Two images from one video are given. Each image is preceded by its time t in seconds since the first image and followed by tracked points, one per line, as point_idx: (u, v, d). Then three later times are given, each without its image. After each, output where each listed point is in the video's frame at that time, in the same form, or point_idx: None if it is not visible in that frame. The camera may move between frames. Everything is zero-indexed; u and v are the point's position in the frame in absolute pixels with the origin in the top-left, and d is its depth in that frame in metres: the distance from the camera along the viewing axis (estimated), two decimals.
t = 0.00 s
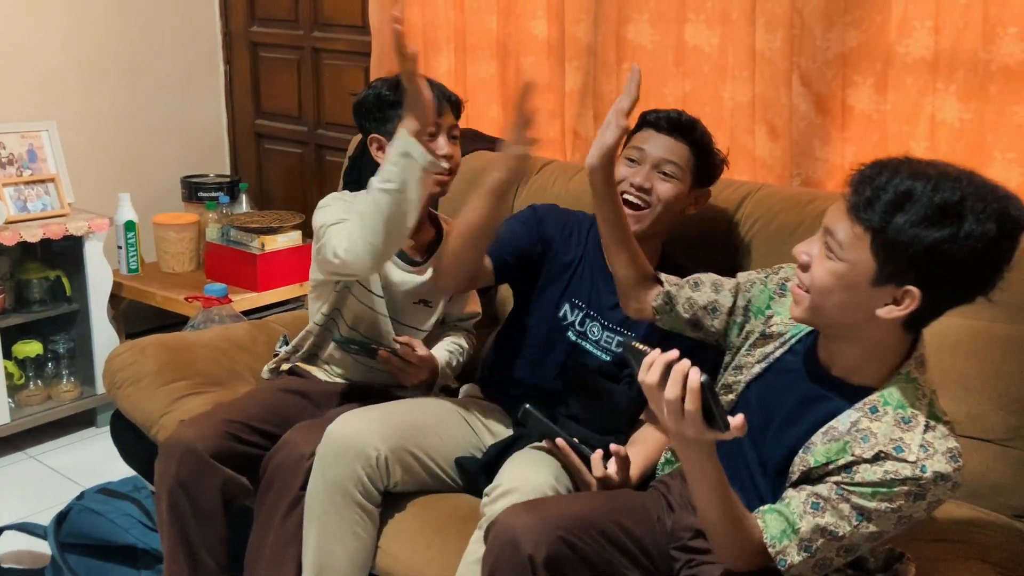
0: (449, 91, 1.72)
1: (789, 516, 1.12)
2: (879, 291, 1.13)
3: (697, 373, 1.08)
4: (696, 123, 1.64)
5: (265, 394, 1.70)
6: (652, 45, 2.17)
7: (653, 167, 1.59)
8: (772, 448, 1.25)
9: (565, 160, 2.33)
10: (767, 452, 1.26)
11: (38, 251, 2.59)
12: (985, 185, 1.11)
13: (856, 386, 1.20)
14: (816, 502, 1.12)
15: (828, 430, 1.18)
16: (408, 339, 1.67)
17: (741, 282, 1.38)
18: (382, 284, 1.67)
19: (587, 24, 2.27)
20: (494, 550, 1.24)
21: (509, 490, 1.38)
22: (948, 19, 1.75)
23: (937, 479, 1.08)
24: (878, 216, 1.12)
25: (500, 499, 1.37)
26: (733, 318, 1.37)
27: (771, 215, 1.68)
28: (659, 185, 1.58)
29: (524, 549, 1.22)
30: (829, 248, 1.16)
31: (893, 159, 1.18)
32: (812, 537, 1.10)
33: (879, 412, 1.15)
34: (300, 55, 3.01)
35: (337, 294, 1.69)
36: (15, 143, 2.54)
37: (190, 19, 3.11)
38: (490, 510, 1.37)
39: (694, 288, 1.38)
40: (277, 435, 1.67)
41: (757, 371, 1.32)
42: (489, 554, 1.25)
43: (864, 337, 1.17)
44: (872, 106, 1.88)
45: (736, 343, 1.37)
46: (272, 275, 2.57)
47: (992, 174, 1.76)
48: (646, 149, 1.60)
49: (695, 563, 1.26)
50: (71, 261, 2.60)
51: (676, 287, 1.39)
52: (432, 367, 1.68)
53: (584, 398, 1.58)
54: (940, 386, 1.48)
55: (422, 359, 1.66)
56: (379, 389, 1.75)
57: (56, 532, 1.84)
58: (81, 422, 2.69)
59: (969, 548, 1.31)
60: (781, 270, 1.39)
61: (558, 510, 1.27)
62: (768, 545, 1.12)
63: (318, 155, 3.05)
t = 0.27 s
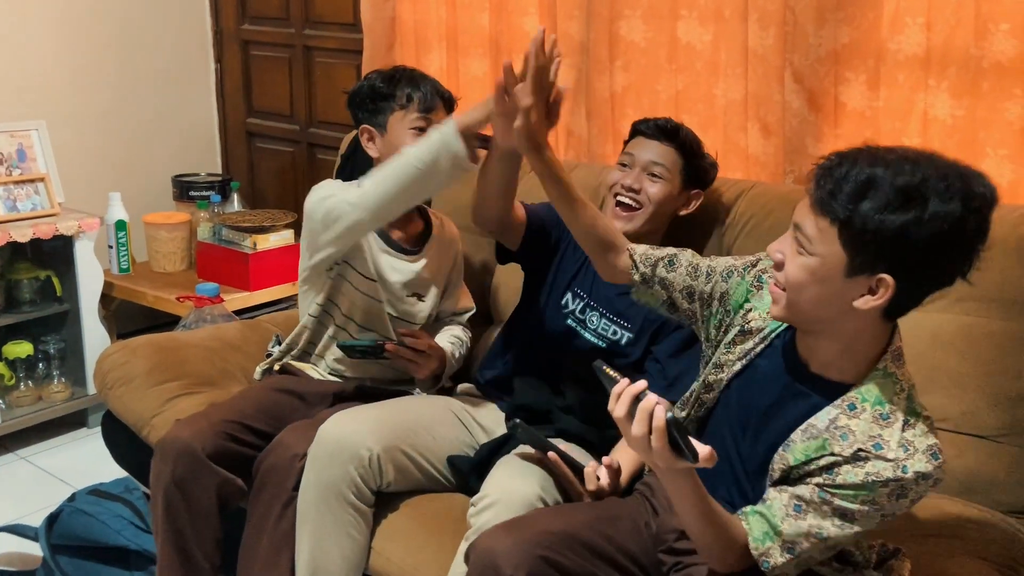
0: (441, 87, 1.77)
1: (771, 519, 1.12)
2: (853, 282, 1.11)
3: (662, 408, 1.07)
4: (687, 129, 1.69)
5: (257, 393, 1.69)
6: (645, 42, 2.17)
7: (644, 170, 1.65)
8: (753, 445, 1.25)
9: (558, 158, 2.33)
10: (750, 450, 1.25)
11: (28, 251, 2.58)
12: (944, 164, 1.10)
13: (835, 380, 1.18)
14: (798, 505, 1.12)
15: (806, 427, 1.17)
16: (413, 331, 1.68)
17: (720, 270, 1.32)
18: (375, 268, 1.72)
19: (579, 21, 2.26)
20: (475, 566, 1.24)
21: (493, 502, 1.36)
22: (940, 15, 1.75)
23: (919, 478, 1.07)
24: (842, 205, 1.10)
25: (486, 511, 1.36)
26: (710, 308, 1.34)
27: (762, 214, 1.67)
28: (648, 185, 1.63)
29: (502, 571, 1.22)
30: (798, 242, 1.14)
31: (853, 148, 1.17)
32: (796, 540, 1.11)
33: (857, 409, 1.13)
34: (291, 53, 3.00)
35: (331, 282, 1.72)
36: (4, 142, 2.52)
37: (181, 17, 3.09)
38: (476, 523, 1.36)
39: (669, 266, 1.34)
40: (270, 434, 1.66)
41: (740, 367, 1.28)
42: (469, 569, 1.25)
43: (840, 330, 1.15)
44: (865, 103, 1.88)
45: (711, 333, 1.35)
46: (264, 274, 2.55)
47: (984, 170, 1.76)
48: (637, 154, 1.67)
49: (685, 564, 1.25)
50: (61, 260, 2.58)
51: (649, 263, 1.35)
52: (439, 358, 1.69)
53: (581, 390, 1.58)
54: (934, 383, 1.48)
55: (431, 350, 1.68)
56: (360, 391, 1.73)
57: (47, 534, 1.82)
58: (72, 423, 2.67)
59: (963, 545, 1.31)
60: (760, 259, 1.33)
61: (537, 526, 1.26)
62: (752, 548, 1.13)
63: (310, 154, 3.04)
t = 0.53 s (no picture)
0: (418, 84, 1.72)
1: (784, 536, 1.13)
2: (865, 297, 1.10)
3: (675, 426, 1.07)
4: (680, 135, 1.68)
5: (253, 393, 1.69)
6: (641, 39, 2.16)
7: (638, 175, 1.64)
8: (753, 445, 1.25)
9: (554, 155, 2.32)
10: (754, 455, 1.25)
11: (23, 250, 2.57)
12: (970, 183, 1.08)
13: (842, 391, 1.18)
14: (809, 520, 1.12)
15: (815, 438, 1.16)
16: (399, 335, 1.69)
17: (723, 270, 1.33)
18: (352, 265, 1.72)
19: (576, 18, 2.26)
20: (479, 564, 1.23)
21: (485, 501, 1.36)
22: (936, 12, 1.75)
23: (928, 487, 1.08)
24: (864, 218, 1.08)
25: (478, 510, 1.36)
26: (712, 305, 1.34)
27: (757, 212, 1.67)
28: (642, 191, 1.63)
29: (508, 566, 1.20)
30: (814, 251, 1.12)
31: (875, 156, 1.14)
32: (809, 555, 1.11)
33: (864, 420, 1.13)
34: (287, 51, 2.99)
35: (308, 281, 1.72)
36: None
37: (176, 15, 3.08)
38: (467, 522, 1.36)
39: (675, 259, 1.37)
40: (261, 429, 1.66)
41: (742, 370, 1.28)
42: (475, 566, 1.24)
43: (846, 338, 1.14)
44: (861, 100, 1.88)
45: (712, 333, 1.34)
46: (260, 272, 2.55)
47: (980, 166, 1.77)
48: (630, 158, 1.65)
49: (687, 564, 1.26)
50: (56, 259, 2.57)
51: (655, 257, 1.38)
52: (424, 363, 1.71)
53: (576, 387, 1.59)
54: (930, 379, 1.48)
55: (416, 354, 1.70)
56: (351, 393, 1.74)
57: (42, 533, 1.82)
58: (68, 422, 2.67)
59: (959, 542, 1.32)
60: (761, 259, 1.33)
61: (539, 523, 1.26)
62: (767, 564, 1.14)
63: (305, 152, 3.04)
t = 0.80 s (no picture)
0: (410, 80, 1.76)
1: (783, 538, 1.13)
2: (847, 293, 1.11)
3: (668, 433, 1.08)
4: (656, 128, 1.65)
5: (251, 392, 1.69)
6: (640, 38, 2.16)
7: (614, 179, 1.61)
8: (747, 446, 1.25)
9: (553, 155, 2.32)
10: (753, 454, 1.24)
11: (21, 250, 2.57)
12: (954, 181, 1.08)
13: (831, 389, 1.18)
14: (806, 521, 1.12)
15: (808, 437, 1.16)
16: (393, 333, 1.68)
17: (710, 271, 1.33)
18: (349, 264, 1.71)
19: (575, 17, 2.26)
20: (479, 564, 1.22)
21: (485, 489, 1.36)
22: (935, 11, 1.75)
23: (921, 482, 1.08)
24: (843, 216, 1.09)
25: (475, 499, 1.36)
26: (701, 308, 1.33)
27: (750, 211, 1.67)
28: (622, 196, 1.61)
29: (509, 564, 1.20)
30: (794, 248, 1.13)
31: (856, 153, 1.15)
32: (809, 557, 1.11)
33: (856, 417, 1.13)
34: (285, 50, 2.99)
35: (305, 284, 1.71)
36: None
37: (174, 14, 3.07)
38: (466, 511, 1.36)
39: (665, 262, 1.35)
40: (249, 424, 1.66)
41: (735, 372, 1.28)
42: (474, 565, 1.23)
43: (841, 337, 1.15)
44: (860, 99, 1.88)
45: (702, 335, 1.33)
46: (258, 272, 2.54)
47: (979, 165, 1.76)
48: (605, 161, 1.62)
49: (686, 563, 1.26)
50: (54, 259, 2.57)
51: (647, 259, 1.36)
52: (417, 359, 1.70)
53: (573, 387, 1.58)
54: (929, 378, 1.48)
55: (408, 351, 1.68)
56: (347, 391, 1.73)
57: (41, 533, 1.82)
58: (66, 422, 2.66)
59: (958, 540, 1.32)
60: (747, 260, 1.34)
61: (541, 520, 1.25)
62: (769, 566, 1.14)
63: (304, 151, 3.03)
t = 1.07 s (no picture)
0: (404, 74, 1.75)
1: (774, 538, 1.12)
2: (818, 281, 1.11)
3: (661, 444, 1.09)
4: (634, 129, 1.62)
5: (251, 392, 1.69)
6: (640, 37, 2.16)
7: (598, 191, 1.60)
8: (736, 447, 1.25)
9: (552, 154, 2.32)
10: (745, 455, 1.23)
11: (20, 249, 2.56)
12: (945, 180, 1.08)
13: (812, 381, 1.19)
14: (796, 518, 1.12)
15: (789, 432, 1.16)
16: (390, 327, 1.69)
17: (688, 270, 1.34)
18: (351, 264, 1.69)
19: (574, 16, 2.26)
20: (477, 565, 1.23)
21: (484, 482, 1.38)
22: (935, 10, 1.74)
23: (903, 470, 1.08)
24: (813, 204, 1.09)
25: (474, 493, 1.37)
26: (679, 305, 1.34)
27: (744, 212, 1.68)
28: (608, 206, 1.60)
29: (503, 567, 1.21)
30: (764, 237, 1.14)
31: (829, 144, 1.16)
32: (801, 553, 1.10)
33: (835, 408, 1.13)
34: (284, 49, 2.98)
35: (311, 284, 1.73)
36: None
37: (173, 13, 3.07)
38: (465, 505, 1.37)
39: (644, 261, 1.37)
40: (246, 423, 1.65)
41: (716, 370, 1.28)
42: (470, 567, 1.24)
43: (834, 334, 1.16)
44: (859, 98, 1.88)
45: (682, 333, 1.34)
46: (257, 271, 2.54)
47: (979, 165, 1.76)
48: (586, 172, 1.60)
49: (685, 564, 1.26)
50: (53, 258, 2.57)
51: (625, 259, 1.38)
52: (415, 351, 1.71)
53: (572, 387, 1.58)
54: (928, 377, 1.48)
55: (405, 342, 1.69)
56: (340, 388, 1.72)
57: (40, 533, 1.82)
58: (66, 421, 2.66)
59: (956, 539, 1.32)
60: (724, 258, 1.35)
61: (532, 523, 1.26)
62: (765, 566, 1.12)
63: (303, 151, 3.03)
